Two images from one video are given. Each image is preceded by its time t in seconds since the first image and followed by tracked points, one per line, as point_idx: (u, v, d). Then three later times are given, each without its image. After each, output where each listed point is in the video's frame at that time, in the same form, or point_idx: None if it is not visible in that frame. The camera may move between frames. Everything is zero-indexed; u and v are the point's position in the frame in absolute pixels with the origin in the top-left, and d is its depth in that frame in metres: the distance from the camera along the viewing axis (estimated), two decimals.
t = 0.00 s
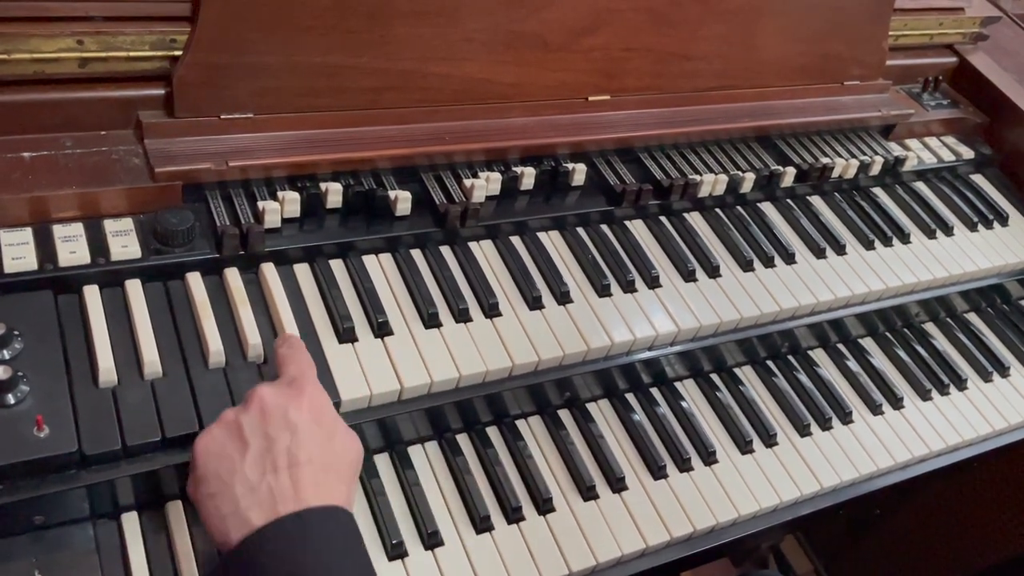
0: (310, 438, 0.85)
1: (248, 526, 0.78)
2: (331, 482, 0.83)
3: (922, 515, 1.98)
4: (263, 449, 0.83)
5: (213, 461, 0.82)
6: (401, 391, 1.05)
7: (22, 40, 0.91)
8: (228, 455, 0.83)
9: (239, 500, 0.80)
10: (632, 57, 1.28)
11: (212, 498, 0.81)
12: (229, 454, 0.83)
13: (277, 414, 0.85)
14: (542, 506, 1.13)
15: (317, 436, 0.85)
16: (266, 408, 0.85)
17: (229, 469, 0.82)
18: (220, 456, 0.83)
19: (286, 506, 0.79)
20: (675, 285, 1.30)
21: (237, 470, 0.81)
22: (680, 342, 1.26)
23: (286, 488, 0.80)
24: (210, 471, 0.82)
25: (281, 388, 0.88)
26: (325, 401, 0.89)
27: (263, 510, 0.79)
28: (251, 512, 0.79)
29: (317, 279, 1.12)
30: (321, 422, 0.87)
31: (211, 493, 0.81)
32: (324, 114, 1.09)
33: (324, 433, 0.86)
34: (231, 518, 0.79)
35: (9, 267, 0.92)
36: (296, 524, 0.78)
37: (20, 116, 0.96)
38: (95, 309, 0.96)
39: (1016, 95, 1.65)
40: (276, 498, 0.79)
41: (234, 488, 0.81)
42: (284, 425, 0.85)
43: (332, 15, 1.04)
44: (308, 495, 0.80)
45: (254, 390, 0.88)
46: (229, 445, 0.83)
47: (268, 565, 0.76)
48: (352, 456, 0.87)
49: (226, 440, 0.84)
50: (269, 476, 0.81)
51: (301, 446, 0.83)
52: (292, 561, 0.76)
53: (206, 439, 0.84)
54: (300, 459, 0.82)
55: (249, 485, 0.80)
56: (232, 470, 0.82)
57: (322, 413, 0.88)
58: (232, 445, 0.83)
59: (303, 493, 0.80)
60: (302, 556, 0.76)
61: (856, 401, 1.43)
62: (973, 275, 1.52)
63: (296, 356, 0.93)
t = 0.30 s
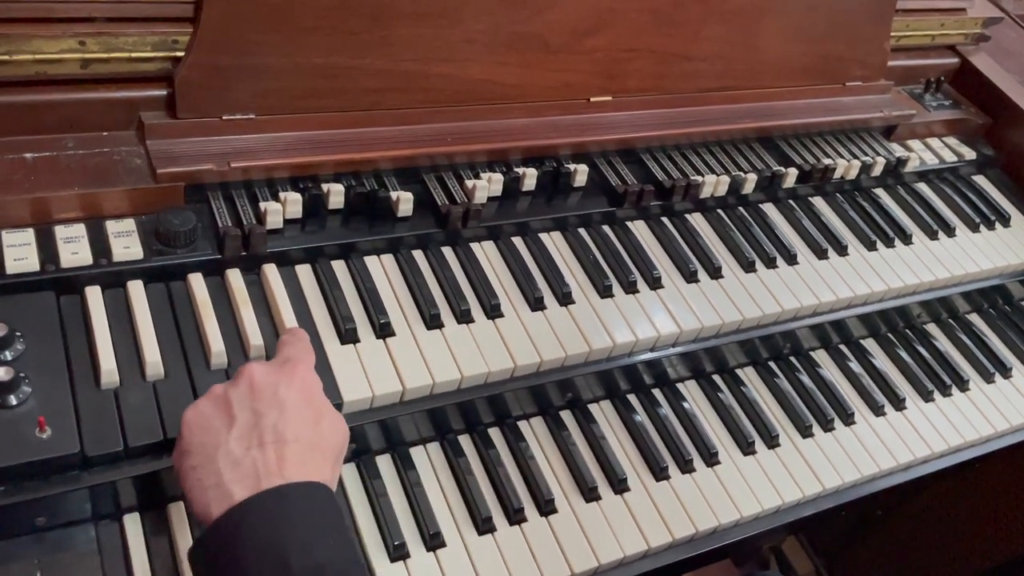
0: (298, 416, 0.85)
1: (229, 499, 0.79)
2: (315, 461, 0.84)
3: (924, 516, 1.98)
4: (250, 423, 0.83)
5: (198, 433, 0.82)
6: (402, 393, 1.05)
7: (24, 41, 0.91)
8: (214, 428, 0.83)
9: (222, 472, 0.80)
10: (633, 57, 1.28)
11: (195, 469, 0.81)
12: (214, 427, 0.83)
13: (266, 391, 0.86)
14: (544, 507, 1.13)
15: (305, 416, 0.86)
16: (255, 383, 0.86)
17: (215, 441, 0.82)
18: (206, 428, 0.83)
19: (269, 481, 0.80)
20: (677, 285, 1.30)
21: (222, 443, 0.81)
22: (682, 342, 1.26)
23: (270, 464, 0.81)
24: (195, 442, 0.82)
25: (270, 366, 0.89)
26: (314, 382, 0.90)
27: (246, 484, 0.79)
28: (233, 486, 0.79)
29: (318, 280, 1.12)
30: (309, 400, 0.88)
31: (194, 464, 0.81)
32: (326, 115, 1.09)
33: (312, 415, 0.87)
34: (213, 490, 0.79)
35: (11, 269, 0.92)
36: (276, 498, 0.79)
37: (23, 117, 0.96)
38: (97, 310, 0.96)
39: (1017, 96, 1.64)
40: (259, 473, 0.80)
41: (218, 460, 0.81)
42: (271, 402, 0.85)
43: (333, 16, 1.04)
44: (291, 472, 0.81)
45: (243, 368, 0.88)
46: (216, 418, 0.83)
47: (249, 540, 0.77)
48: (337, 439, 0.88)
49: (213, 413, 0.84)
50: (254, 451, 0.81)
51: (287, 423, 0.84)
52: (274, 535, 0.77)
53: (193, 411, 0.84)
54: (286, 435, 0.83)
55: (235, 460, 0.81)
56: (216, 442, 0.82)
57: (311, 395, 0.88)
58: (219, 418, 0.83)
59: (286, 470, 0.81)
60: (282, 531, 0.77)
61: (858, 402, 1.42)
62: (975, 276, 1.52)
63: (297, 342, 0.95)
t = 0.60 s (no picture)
0: (294, 425, 0.85)
1: (224, 508, 0.79)
2: (310, 470, 0.84)
3: (923, 515, 1.98)
4: (247, 432, 0.83)
5: (195, 442, 0.83)
6: (403, 394, 1.05)
7: (24, 42, 0.91)
8: (211, 437, 0.83)
9: (218, 481, 0.80)
10: (633, 58, 1.28)
11: (191, 477, 0.81)
12: (211, 436, 0.83)
13: (263, 400, 0.86)
14: (544, 508, 1.13)
15: (301, 425, 0.86)
16: (253, 392, 0.86)
17: (211, 450, 0.82)
18: (204, 438, 0.83)
19: (264, 490, 0.80)
20: (677, 286, 1.30)
21: (218, 452, 0.82)
22: (681, 343, 1.26)
23: (266, 473, 0.81)
24: (192, 451, 0.82)
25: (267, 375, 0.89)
26: (312, 391, 0.90)
27: (241, 494, 0.79)
28: (229, 494, 0.79)
29: (318, 281, 1.12)
30: (306, 410, 0.88)
31: (190, 473, 0.81)
32: (326, 115, 1.09)
33: (308, 424, 0.87)
34: (208, 499, 0.79)
35: (11, 269, 0.92)
36: (270, 508, 0.78)
37: (23, 117, 0.96)
38: (97, 311, 0.96)
39: (1017, 97, 1.64)
40: (254, 482, 0.80)
41: (213, 469, 0.81)
42: (268, 411, 0.85)
43: (333, 16, 1.04)
44: (287, 480, 0.81)
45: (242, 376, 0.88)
46: (213, 426, 0.84)
47: (243, 549, 0.77)
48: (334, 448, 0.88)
49: (210, 422, 0.84)
50: (249, 460, 0.81)
51: (282, 432, 0.84)
52: (267, 544, 0.77)
53: (191, 419, 0.84)
54: (281, 445, 0.83)
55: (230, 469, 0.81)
56: (212, 451, 0.82)
57: (308, 404, 0.89)
58: (215, 427, 0.83)
59: (280, 479, 0.81)
60: (275, 538, 0.77)
61: (858, 403, 1.42)
62: (975, 277, 1.52)
63: (298, 350, 0.95)
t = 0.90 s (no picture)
0: (294, 420, 0.85)
1: (222, 501, 0.79)
2: (308, 465, 0.84)
3: (923, 515, 1.98)
4: (246, 426, 0.83)
5: (193, 434, 0.82)
6: (403, 394, 1.05)
7: (26, 42, 0.91)
8: (210, 429, 0.82)
9: (216, 473, 0.80)
10: (634, 58, 1.28)
11: (189, 469, 0.81)
12: (210, 428, 0.83)
13: (263, 394, 0.86)
14: (544, 508, 1.13)
15: (300, 420, 0.86)
16: (253, 386, 0.86)
17: (210, 443, 0.82)
18: (202, 430, 0.82)
19: (261, 484, 0.80)
20: (677, 287, 1.30)
21: (217, 445, 0.81)
22: (681, 344, 1.26)
23: (263, 467, 0.81)
24: (190, 443, 0.82)
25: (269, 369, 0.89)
26: (311, 386, 0.90)
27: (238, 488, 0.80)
28: (227, 489, 0.80)
29: (319, 281, 1.12)
30: (305, 404, 0.88)
31: (188, 465, 0.81)
32: (326, 116, 1.10)
33: (308, 419, 0.87)
34: (205, 491, 0.80)
35: (12, 269, 0.92)
36: (269, 502, 0.79)
37: (24, 118, 0.96)
38: (97, 311, 0.96)
39: (1018, 97, 1.64)
40: (253, 477, 0.80)
41: (211, 461, 0.81)
42: (268, 405, 0.85)
43: (334, 17, 1.04)
44: (285, 475, 0.81)
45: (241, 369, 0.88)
46: (212, 419, 0.83)
47: (241, 542, 0.77)
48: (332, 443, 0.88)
49: (209, 414, 0.84)
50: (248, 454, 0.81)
51: (281, 427, 0.84)
52: (265, 537, 0.78)
53: (190, 410, 0.84)
54: (280, 439, 0.83)
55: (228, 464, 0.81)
56: (210, 444, 0.81)
57: (307, 399, 0.89)
58: (214, 420, 0.83)
59: (279, 473, 0.81)
60: (274, 534, 0.78)
61: (858, 403, 1.42)
62: (975, 277, 1.53)
63: (298, 346, 0.95)
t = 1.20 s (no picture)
0: (329, 375, 0.83)
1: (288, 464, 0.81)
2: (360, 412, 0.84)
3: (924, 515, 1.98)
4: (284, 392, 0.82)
5: (239, 410, 0.82)
6: (404, 394, 1.05)
7: (27, 42, 0.91)
8: (251, 401, 0.82)
9: (274, 442, 0.81)
10: (634, 58, 1.28)
11: (248, 441, 0.82)
12: (251, 400, 0.82)
13: (290, 355, 0.83)
14: (544, 507, 1.14)
15: (337, 371, 0.84)
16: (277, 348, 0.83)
17: (257, 415, 0.81)
18: (244, 403, 0.82)
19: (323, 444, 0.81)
20: (678, 286, 1.30)
21: (264, 415, 0.81)
22: (682, 343, 1.26)
23: (318, 428, 0.81)
24: (240, 419, 0.82)
25: (289, 318, 0.86)
26: (337, 332, 0.87)
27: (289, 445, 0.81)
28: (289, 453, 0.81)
29: (319, 281, 1.12)
30: (336, 354, 0.85)
31: (245, 438, 0.82)
32: (327, 116, 1.10)
33: (343, 368, 0.85)
34: (271, 458, 0.81)
35: (12, 269, 0.92)
36: (331, 457, 0.80)
37: (24, 117, 0.96)
38: (98, 311, 0.97)
39: (1018, 97, 1.64)
40: (311, 438, 0.81)
41: (266, 431, 0.81)
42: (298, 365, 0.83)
43: (334, 17, 1.04)
44: (343, 430, 0.82)
45: (260, 330, 0.85)
46: (250, 389, 0.82)
47: (305, 494, 0.79)
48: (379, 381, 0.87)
49: (246, 386, 0.82)
50: (296, 419, 0.81)
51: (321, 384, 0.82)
52: (329, 490, 0.79)
53: (227, 387, 0.82)
54: (317, 392, 0.82)
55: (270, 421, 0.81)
56: (258, 415, 0.81)
57: (337, 347, 0.86)
58: (252, 390, 0.82)
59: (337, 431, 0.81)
60: (332, 486, 0.79)
61: (858, 402, 1.42)
62: (975, 277, 1.53)
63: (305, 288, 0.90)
